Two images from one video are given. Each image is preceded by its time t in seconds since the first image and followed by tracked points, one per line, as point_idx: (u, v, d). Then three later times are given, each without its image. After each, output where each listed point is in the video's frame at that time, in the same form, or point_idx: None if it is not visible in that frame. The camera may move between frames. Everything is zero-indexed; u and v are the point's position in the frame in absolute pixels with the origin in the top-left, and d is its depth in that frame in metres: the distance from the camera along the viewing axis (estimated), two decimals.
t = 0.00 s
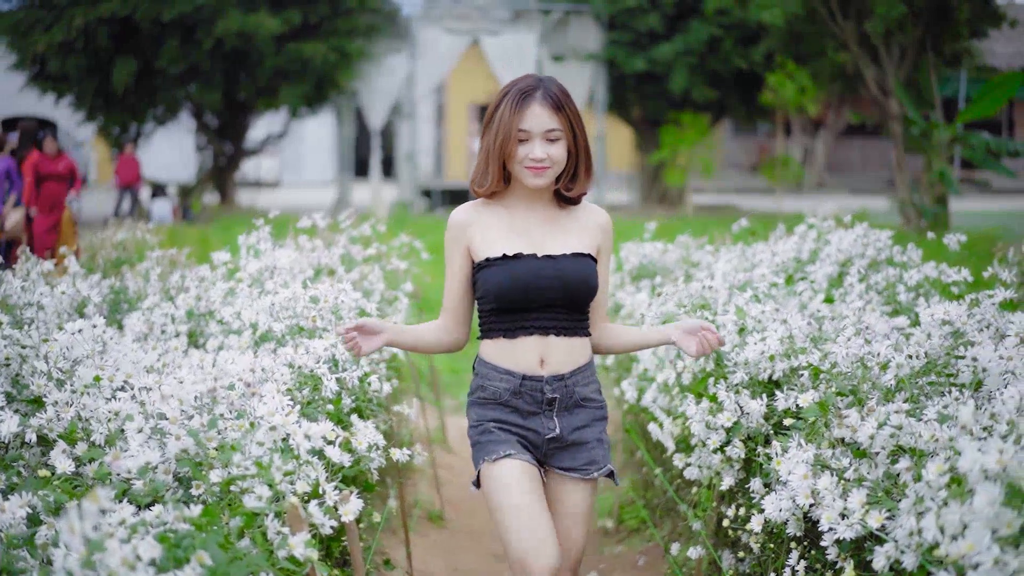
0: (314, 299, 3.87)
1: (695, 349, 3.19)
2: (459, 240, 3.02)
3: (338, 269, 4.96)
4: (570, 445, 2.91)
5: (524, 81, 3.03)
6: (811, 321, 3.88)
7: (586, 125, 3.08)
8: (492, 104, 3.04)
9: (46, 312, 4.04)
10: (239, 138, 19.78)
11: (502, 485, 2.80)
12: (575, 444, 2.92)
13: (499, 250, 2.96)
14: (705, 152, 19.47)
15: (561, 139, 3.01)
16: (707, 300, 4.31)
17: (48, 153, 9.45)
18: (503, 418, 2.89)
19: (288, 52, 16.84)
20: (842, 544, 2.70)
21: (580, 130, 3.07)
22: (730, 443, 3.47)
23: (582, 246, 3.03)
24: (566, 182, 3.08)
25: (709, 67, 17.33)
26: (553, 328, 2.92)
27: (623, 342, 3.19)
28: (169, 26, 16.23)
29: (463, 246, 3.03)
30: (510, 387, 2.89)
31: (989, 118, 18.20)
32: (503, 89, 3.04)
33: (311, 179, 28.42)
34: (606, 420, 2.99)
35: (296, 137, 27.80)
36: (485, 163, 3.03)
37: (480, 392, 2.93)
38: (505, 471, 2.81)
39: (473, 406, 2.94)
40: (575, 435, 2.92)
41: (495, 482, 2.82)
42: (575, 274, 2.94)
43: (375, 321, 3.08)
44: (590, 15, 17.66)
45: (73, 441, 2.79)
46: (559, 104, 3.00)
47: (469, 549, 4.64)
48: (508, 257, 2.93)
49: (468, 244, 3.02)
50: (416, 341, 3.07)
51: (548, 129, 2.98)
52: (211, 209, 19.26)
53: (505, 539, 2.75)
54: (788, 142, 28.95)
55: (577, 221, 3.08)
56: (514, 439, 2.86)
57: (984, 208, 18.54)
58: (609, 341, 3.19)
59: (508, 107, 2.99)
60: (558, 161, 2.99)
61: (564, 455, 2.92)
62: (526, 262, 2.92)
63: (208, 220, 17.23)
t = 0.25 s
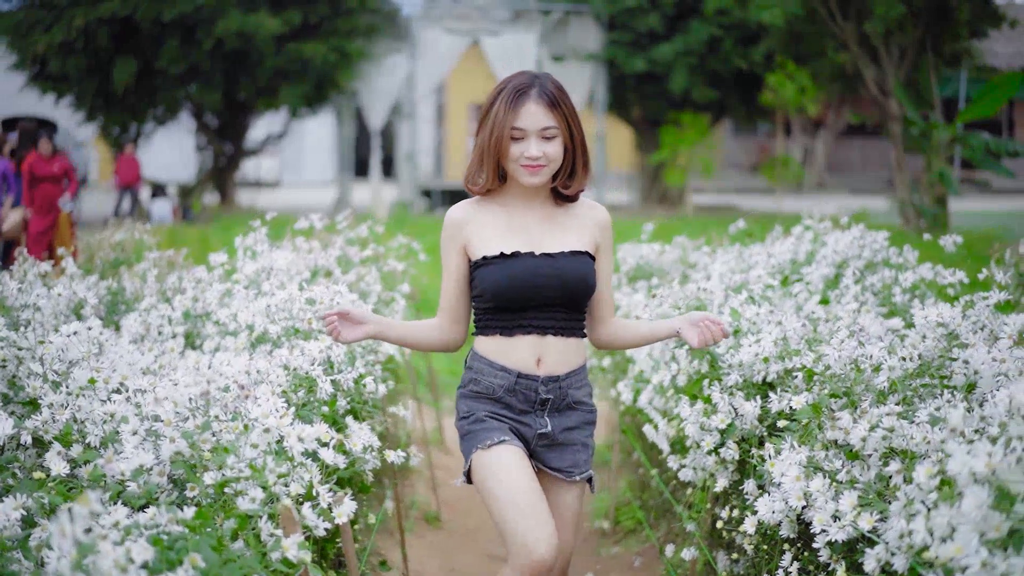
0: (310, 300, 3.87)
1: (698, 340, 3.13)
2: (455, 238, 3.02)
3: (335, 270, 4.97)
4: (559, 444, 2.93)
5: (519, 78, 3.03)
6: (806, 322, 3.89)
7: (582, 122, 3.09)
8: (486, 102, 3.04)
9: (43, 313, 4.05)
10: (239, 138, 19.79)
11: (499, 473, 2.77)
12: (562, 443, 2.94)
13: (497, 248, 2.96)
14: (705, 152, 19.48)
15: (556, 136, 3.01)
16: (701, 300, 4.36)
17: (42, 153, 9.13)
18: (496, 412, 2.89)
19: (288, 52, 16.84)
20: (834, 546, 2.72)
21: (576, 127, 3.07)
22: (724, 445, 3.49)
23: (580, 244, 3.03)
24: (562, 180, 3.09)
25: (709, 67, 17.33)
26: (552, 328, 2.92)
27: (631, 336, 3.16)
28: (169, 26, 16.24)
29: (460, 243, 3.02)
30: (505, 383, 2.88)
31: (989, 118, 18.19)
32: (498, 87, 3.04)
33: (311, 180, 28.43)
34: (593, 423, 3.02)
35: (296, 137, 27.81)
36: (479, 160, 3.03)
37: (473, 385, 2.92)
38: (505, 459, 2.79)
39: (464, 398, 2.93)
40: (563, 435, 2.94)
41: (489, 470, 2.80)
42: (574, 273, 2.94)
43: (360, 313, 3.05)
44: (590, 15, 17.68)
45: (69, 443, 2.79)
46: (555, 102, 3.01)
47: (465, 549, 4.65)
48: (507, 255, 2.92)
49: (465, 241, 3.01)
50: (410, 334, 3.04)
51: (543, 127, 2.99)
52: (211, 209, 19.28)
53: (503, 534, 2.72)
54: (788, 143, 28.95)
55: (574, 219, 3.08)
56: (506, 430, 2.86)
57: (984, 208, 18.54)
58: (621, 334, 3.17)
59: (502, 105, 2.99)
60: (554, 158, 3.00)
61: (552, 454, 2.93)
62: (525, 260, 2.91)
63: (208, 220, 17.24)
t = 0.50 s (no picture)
0: (305, 301, 3.88)
1: (700, 341, 3.14)
2: (452, 244, 2.96)
3: (332, 271, 4.99)
4: (553, 452, 2.89)
5: (514, 82, 2.97)
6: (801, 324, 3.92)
7: (579, 126, 3.03)
8: (481, 107, 2.98)
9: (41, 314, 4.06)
10: (239, 138, 19.81)
11: (489, 482, 2.74)
12: (555, 451, 2.90)
13: (496, 254, 2.90)
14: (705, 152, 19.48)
15: (553, 142, 2.95)
16: (696, 302, 4.38)
17: (37, 154, 9.11)
18: (491, 418, 2.84)
19: (287, 52, 16.87)
20: (827, 547, 2.72)
21: (573, 132, 3.02)
22: (718, 447, 3.50)
23: (580, 249, 2.97)
24: (559, 185, 3.03)
25: (709, 67, 17.34)
26: (551, 334, 2.88)
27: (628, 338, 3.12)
28: (169, 26, 16.25)
29: (457, 249, 2.96)
30: (500, 388, 2.84)
31: (989, 118, 18.18)
32: (493, 92, 2.98)
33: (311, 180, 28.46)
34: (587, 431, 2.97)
35: (297, 138, 27.83)
36: (474, 166, 2.97)
37: (467, 389, 2.87)
38: (494, 469, 2.75)
39: (458, 401, 2.88)
40: (557, 443, 2.90)
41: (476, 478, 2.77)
42: (575, 279, 2.89)
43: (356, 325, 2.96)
44: (590, 15, 17.69)
45: (64, 444, 2.79)
46: (551, 106, 2.95)
47: (462, 550, 4.65)
48: (506, 262, 2.87)
49: (462, 248, 2.95)
50: (406, 346, 2.97)
51: (540, 133, 2.93)
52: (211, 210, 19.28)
53: (489, 545, 2.69)
54: (788, 142, 28.94)
55: (573, 223, 3.02)
56: (499, 437, 2.81)
57: (984, 208, 18.55)
58: (618, 337, 3.12)
59: (498, 110, 2.93)
60: (551, 164, 2.94)
61: (546, 461, 2.89)
62: (525, 266, 2.86)
63: (208, 220, 17.25)
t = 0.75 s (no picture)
0: (301, 301, 3.89)
1: (702, 353, 3.08)
2: (448, 255, 2.87)
3: (328, 272, 5.00)
4: (547, 466, 2.81)
5: (509, 90, 2.87)
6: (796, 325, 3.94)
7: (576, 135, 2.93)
8: (476, 116, 2.89)
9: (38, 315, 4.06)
10: (239, 138, 19.82)
11: (481, 501, 2.66)
12: (550, 464, 2.82)
13: (493, 263, 2.81)
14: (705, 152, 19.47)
15: (549, 152, 2.86)
16: (692, 304, 4.37)
17: (31, 151, 9.08)
18: (484, 431, 2.75)
19: (288, 53, 16.87)
20: (819, 547, 2.73)
21: (570, 140, 2.92)
22: (713, 447, 3.51)
23: (578, 260, 2.88)
24: (556, 195, 2.93)
25: (708, 68, 17.34)
26: (549, 345, 2.79)
27: (620, 350, 3.06)
28: (169, 26, 16.26)
29: (454, 259, 2.86)
30: (495, 400, 2.74)
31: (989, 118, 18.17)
32: (487, 100, 2.88)
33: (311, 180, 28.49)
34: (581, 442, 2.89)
35: (297, 138, 27.86)
36: (469, 177, 2.88)
37: (461, 400, 2.77)
38: (484, 488, 2.67)
39: (451, 413, 2.78)
40: (551, 456, 2.81)
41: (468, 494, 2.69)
42: (574, 288, 2.80)
43: (356, 348, 2.92)
44: (590, 15, 17.70)
45: (59, 445, 2.77)
46: (547, 115, 2.85)
47: (459, 551, 4.66)
48: (504, 270, 2.77)
49: (459, 258, 2.86)
50: (409, 361, 2.92)
51: (536, 143, 2.83)
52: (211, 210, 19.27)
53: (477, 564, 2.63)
54: (788, 142, 28.97)
55: (571, 232, 2.93)
56: (492, 454, 2.72)
57: (984, 207, 18.57)
58: (608, 349, 3.06)
59: (493, 120, 2.83)
60: (548, 175, 2.84)
61: (541, 476, 2.81)
62: (523, 276, 2.77)
63: (208, 220, 17.26)
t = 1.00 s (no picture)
0: (299, 302, 3.90)
1: (704, 366, 2.99)
2: (441, 262, 2.77)
3: (324, 272, 5.00)
4: (541, 480, 2.72)
5: (503, 92, 2.78)
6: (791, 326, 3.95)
7: (572, 138, 2.84)
8: (469, 119, 2.80)
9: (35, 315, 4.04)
10: (240, 138, 19.82)
11: (473, 516, 2.58)
12: (544, 478, 2.72)
13: (488, 269, 2.73)
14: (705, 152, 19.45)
15: (544, 156, 2.77)
16: (688, 303, 4.36)
17: (28, 150, 9.12)
18: (477, 442, 2.66)
19: (288, 53, 16.89)
20: (812, 547, 2.74)
21: (566, 144, 2.83)
22: (707, 447, 3.53)
23: (574, 265, 2.80)
24: (551, 200, 2.84)
25: (708, 67, 17.32)
26: (544, 353, 2.70)
27: (612, 361, 2.97)
28: (169, 26, 16.27)
29: (447, 266, 2.77)
30: (488, 410, 2.66)
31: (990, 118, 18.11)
32: (481, 103, 2.79)
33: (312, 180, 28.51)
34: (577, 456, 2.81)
35: (298, 138, 27.89)
36: (463, 182, 2.79)
37: (454, 410, 2.69)
38: (476, 503, 2.59)
39: (444, 422, 2.69)
40: (546, 470, 2.72)
41: (460, 507, 2.61)
42: (569, 296, 2.71)
43: (351, 365, 2.79)
44: (590, 15, 17.71)
45: (55, 445, 2.76)
46: (541, 119, 2.76)
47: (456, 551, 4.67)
48: (499, 276, 2.70)
49: (452, 266, 2.76)
50: (411, 376, 2.79)
51: (530, 148, 2.74)
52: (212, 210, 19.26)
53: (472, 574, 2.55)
54: (789, 142, 28.96)
55: (566, 237, 2.85)
56: (486, 466, 2.64)
57: (984, 207, 18.54)
58: (601, 361, 2.98)
59: (486, 124, 2.74)
60: (542, 180, 2.76)
61: (535, 490, 2.72)
62: (518, 283, 2.69)
63: (208, 220, 17.26)
